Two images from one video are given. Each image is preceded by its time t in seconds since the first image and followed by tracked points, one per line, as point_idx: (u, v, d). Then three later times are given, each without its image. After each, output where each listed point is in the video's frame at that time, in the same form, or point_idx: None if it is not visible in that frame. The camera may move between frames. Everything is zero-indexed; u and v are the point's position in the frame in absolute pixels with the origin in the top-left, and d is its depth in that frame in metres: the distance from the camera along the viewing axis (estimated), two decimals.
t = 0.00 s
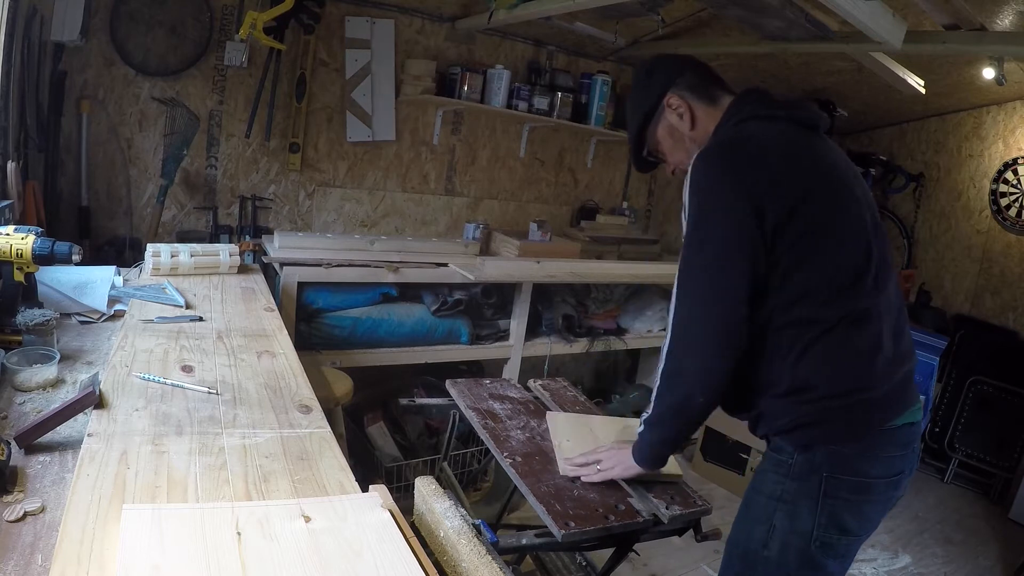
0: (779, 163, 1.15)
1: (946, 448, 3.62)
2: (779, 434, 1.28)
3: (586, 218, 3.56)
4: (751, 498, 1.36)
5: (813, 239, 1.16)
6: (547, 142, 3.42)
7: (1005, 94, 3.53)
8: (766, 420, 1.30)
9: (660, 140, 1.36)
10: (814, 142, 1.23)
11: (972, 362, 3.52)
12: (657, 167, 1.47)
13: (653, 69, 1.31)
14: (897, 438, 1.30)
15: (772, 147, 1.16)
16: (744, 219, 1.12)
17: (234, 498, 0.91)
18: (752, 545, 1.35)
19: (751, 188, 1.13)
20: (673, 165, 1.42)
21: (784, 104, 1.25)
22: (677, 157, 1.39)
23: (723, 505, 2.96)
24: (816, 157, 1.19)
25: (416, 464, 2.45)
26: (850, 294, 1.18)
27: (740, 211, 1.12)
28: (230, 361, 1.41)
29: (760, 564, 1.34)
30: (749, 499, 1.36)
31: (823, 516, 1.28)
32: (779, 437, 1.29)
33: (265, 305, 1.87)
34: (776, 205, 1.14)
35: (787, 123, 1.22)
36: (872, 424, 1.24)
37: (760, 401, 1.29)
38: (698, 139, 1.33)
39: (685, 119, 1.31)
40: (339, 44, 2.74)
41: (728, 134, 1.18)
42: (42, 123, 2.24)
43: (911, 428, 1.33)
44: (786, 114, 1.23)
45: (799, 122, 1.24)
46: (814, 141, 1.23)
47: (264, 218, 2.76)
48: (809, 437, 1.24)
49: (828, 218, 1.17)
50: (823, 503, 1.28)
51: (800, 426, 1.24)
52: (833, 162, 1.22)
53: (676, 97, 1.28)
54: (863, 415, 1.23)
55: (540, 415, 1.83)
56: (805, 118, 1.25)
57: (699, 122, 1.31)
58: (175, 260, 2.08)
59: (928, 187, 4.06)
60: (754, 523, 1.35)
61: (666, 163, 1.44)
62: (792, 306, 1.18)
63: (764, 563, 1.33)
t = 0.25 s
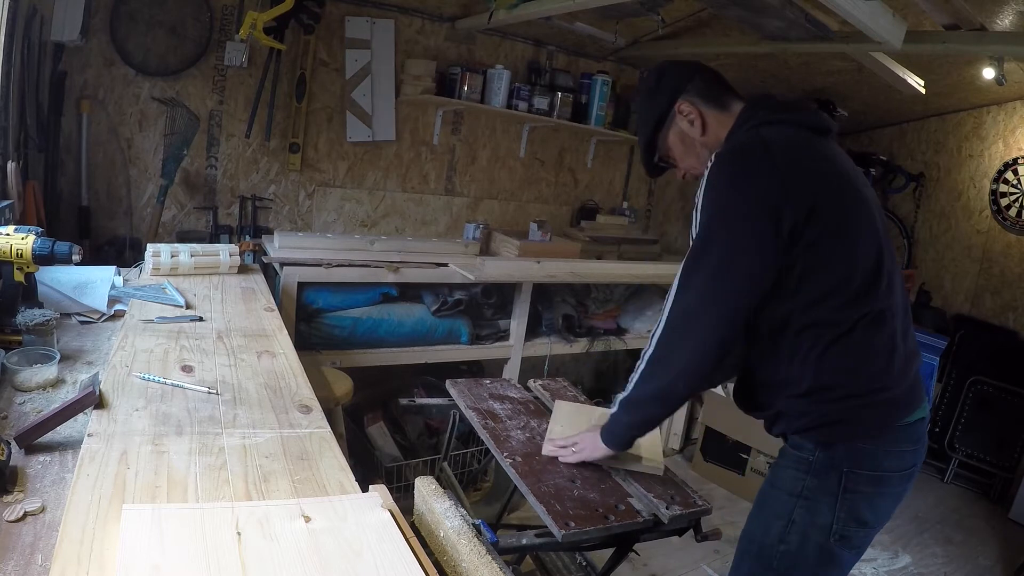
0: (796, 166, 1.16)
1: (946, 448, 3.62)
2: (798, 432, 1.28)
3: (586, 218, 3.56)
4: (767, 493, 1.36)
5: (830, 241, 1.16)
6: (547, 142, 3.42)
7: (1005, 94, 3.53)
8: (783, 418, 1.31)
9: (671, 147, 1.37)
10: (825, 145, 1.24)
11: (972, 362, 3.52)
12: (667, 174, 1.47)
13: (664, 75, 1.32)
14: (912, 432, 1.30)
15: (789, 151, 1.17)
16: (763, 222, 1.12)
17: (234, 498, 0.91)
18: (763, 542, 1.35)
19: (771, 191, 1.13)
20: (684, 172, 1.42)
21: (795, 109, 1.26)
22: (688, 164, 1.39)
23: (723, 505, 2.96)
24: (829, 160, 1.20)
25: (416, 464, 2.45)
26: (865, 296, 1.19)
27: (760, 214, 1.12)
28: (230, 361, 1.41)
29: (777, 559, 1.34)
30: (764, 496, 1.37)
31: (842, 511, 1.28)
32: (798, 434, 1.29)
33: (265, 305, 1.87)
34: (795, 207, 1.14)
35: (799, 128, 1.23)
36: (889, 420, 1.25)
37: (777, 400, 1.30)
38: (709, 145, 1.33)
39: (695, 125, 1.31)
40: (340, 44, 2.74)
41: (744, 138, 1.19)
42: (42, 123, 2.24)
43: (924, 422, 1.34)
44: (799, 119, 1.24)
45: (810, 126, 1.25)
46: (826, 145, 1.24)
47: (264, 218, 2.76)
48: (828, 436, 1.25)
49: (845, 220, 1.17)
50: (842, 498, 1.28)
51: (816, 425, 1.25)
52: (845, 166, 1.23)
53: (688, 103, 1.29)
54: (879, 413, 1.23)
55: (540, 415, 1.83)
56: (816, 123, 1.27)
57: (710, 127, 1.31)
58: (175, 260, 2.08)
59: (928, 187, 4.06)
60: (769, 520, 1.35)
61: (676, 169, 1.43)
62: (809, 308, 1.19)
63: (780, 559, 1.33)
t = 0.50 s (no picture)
0: (800, 166, 1.16)
1: (946, 448, 3.62)
2: (802, 432, 1.28)
3: (586, 218, 3.56)
4: (772, 492, 1.36)
5: (834, 240, 1.16)
6: (547, 142, 3.42)
7: (1004, 94, 3.53)
8: (788, 418, 1.30)
9: (675, 152, 1.37)
10: (828, 146, 1.24)
11: (972, 362, 3.52)
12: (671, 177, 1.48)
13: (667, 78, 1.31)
14: (917, 431, 1.30)
15: (793, 151, 1.17)
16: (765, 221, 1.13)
17: (234, 498, 0.91)
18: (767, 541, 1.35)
19: (773, 190, 1.13)
20: (688, 176, 1.42)
21: (798, 110, 1.26)
22: (692, 168, 1.39)
23: (723, 505, 2.96)
24: (833, 160, 1.20)
25: (416, 464, 2.45)
26: (869, 295, 1.19)
27: (762, 214, 1.13)
28: (230, 361, 1.41)
29: (781, 558, 1.34)
30: (769, 495, 1.37)
31: (847, 510, 1.29)
32: (803, 434, 1.29)
33: (265, 305, 1.87)
34: (798, 207, 1.14)
35: (802, 128, 1.23)
36: (893, 420, 1.25)
37: (781, 400, 1.29)
38: (712, 151, 1.33)
39: (699, 131, 1.32)
40: (340, 44, 2.74)
41: (748, 138, 1.19)
42: (42, 122, 2.24)
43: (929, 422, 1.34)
44: (802, 119, 1.24)
45: (813, 127, 1.25)
46: (830, 145, 1.24)
47: (264, 218, 2.76)
48: (832, 435, 1.25)
49: (849, 220, 1.17)
50: (846, 497, 1.28)
51: (820, 425, 1.25)
52: (848, 166, 1.23)
53: (691, 110, 1.29)
54: (884, 412, 1.23)
55: (540, 415, 1.83)
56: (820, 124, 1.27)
57: (713, 134, 1.31)
58: (175, 260, 2.08)
59: (928, 187, 4.06)
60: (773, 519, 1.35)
61: (679, 174, 1.44)
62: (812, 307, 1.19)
63: (784, 558, 1.34)
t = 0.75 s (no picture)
0: (795, 165, 1.16)
1: (946, 447, 3.62)
2: (798, 432, 1.28)
3: (586, 218, 3.56)
4: (770, 492, 1.37)
5: (829, 239, 1.16)
6: (547, 142, 3.42)
7: (1005, 94, 3.53)
8: (784, 418, 1.30)
9: (671, 155, 1.37)
10: (825, 145, 1.24)
11: (972, 362, 3.52)
12: (669, 181, 1.48)
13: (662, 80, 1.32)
14: (913, 430, 1.30)
15: (789, 150, 1.17)
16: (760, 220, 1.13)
17: (234, 498, 0.91)
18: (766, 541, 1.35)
19: (768, 189, 1.13)
20: (685, 179, 1.42)
21: (794, 109, 1.26)
22: (688, 171, 1.39)
23: (723, 505, 2.96)
24: (829, 159, 1.20)
25: (416, 464, 2.45)
26: (864, 294, 1.19)
27: (757, 212, 1.13)
28: (230, 361, 1.41)
29: (779, 558, 1.34)
30: (766, 495, 1.37)
31: (843, 509, 1.28)
32: (799, 434, 1.29)
33: (265, 305, 1.86)
34: (793, 205, 1.14)
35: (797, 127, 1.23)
36: (890, 418, 1.25)
37: (778, 399, 1.29)
38: (706, 153, 1.33)
39: (693, 134, 1.31)
40: (339, 44, 2.74)
41: (743, 137, 1.19)
42: (42, 122, 2.24)
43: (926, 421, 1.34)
44: (798, 119, 1.24)
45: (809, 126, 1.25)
46: (826, 145, 1.24)
47: (264, 218, 2.76)
48: (827, 434, 1.25)
49: (844, 219, 1.17)
50: (842, 496, 1.28)
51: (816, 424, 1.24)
52: (844, 165, 1.23)
53: (685, 113, 1.29)
54: (880, 411, 1.23)
55: (540, 415, 1.83)
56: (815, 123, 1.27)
57: (707, 136, 1.31)
58: (175, 260, 2.08)
59: (928, 187, 4.06)
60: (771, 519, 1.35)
61: (676, 177, 1.44)
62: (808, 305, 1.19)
63: (782, 557, 1.34)
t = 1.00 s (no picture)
0: (792, 163, 1.16)
1: (946, 447, 3.62)
2: (793, 433, 1.28)
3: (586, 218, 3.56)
4: (765, 493, 1.37)
5: (825, 239, 1.16)
6: (547, 142, 3.42)
7: (1005, 94, 3.53)
8: (779, 418, 1.30)
9: (668, 153, 1.38)
10: (823, 143, 1.24)
11: (972, 362, 3.52)
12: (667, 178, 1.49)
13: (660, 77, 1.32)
14: (910, 431, 1.30)
15: (786, 148, 1.17)
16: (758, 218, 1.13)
17: (234, 498, 0.91)
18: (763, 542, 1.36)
19: (765, 189, 1.13)
20: (682, 176, 1.43)
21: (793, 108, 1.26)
22: (684, 168, 1.40)
23: (722, 505, 2.96)
24: (826, 158, 1.20)
25: (416, 464, 2.45)
26: (862, 293, 1.19)
27: (754, 211, 1.13)
28: (230, 361, 1.41)
29: (776, 559, 1.34)
30: (762, 495, 1.37)
31: (839, 511, 1.28)
32: (794, 435, 1.29)
33: (265, 305, 1.86)
34: (790, 204, 1.14)
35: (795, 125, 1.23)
36: (886, 419, 1.25)
37: (773, 400, 1.29)
38: (703, 150, 1.33)
39: (689, 130, 1.32)
40: (339, 44, 2.74)
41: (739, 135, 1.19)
42: (42, 122, 2.24)
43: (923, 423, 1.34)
44: (796, 117, 1.24)
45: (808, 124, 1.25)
46: (823, 143, 1.24)
47: (264, 218, 2.76)
48: (823, 435, 1.25)
49: (842, 218, 1.17)
50: (838, 497, 1.28)
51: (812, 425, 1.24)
52: (841, 163, 1.23)
53: (681, 110, 1.30)
54: (877, 412, 1.23)
55: (540, 415, 1.83)
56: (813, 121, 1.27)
57: (704, 134, 1.31)
58: (175, 260, 2.08)
59: (928, 187, 4.06)
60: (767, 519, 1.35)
61: (673, 175, 1.45)
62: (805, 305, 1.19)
63: (779, 559, 1.34)
